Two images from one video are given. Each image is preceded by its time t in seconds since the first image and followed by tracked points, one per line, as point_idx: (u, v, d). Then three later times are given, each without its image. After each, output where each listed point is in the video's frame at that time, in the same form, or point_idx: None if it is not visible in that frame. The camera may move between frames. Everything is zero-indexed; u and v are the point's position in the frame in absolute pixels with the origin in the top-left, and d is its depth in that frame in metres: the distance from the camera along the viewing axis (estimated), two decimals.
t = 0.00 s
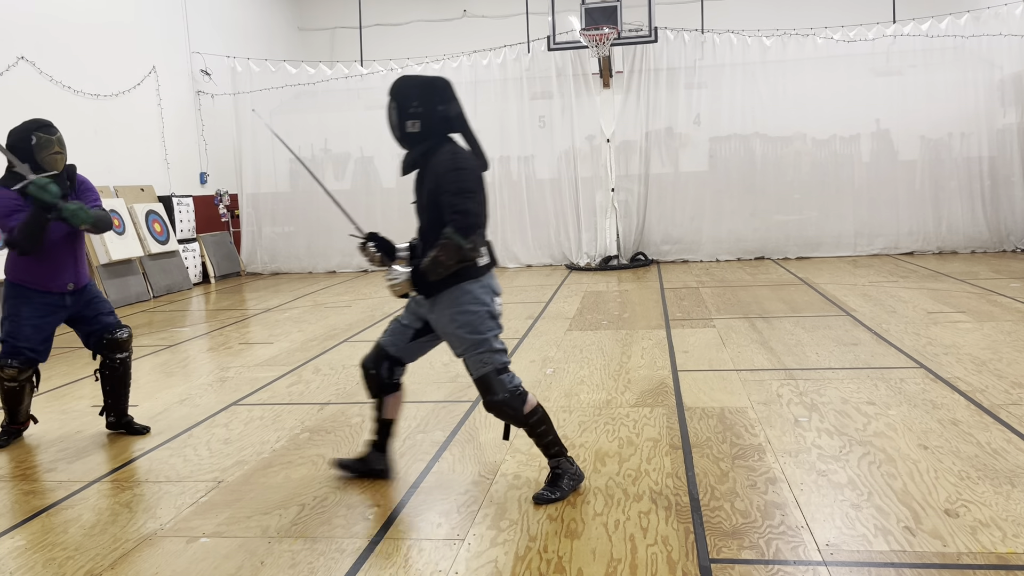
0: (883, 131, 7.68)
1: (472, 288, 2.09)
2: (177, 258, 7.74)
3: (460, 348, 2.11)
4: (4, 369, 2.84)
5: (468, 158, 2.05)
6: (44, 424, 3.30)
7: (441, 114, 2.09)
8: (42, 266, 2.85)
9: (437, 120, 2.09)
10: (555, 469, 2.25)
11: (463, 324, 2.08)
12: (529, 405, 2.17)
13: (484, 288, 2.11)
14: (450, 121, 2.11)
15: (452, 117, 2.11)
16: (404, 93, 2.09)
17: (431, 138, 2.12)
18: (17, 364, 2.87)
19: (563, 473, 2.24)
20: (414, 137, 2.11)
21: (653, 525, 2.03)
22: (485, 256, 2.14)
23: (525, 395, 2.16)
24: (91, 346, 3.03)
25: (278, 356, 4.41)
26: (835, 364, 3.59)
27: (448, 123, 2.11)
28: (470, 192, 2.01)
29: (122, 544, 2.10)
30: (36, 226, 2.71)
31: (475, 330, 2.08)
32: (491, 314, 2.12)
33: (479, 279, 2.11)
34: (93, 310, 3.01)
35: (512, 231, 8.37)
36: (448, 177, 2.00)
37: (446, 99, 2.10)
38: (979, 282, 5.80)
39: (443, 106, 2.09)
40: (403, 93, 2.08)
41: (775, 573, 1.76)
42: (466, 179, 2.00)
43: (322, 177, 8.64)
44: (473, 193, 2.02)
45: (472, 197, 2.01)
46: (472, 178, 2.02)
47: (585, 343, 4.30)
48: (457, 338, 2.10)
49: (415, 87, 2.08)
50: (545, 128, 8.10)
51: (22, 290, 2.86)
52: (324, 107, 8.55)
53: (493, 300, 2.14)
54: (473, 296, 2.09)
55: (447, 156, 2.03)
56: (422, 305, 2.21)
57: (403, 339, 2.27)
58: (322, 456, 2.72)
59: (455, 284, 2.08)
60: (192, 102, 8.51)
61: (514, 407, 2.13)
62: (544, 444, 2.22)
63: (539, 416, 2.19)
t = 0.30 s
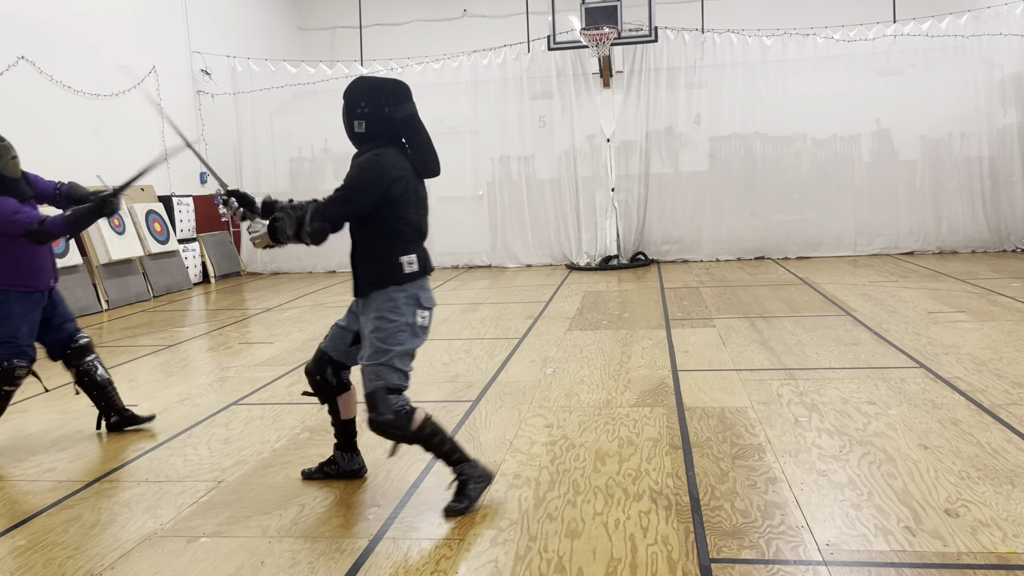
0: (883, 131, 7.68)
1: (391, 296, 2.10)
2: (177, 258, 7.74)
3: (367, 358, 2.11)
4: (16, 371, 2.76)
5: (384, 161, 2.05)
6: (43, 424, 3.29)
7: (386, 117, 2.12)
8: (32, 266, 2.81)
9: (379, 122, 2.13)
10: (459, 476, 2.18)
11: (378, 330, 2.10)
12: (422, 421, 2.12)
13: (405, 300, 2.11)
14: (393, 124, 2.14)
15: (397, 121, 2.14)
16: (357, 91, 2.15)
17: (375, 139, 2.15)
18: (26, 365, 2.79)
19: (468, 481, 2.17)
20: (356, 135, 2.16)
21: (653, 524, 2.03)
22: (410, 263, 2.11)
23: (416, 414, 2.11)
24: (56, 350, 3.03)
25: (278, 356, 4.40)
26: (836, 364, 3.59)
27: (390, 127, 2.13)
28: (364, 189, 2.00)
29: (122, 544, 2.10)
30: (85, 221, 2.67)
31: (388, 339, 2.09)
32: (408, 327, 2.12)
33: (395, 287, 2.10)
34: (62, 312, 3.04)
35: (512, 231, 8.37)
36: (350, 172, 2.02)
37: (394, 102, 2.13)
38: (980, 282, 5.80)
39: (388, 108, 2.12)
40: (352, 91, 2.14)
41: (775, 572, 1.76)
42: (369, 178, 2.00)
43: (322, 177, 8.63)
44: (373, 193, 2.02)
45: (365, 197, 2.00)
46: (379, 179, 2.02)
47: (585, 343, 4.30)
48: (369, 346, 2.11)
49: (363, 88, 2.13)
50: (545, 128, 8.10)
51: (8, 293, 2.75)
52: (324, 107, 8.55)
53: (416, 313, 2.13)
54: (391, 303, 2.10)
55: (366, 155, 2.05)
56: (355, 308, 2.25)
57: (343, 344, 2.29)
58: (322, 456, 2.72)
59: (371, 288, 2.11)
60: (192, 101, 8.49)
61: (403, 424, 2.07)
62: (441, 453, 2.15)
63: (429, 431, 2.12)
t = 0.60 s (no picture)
0: (883, 131, 7.68)
1: (353, 312, 2.04)
2: (178, 258, 7.74)
3: (346, 378, 2.08)
4: None
5: (350, 174, 1.98)
6: (43, 424, 3.30)
7: (347, 132, 2.05)
8: None
9: (340, 138, 2.05)
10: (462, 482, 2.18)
11: (345, 349, 2.05)
12: (416, 427, 2.11)
13: (369, 314, 2.06)
14: (354, 140, 2.06)
15: (358, 137, 2.07)
16: (316, 106, 2.07)
17: (336, 155, 2.08)
18: None
19: (468, 485, 2.17)
20: (316, 150, 2.08)
21: (653, 524, 2.03)
22: (372, 277, 2.06)
23: (412, 421, 2.11)
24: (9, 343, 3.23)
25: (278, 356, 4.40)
26: (836, 364, 3.59)
27: (352, 143, 2.06)
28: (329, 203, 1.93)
29: (123, 544, 2.10)
30: None
31: (358, 355, 2.05)
32: (376, 341, 2.08)
33: (361, 302, 2.05)
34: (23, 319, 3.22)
35: (512, 231, 8.37)
36: (315, 185, 1.95)
37: (356, 117, 2.06)
38: (980, 282, 5.80)
39: (349, 124, 2.05)
40: (312, 106, 2.06)
41: (775, 572, 1.76)
42: (335, 191, 1.94)
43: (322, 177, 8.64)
44: (341, 207, 1.95)
45: (333, 209, 1.94)
46: (345, 192, 1.96)
47: (584, 343, 4.31)
48: (341, 365, 2.07)
49: (324, 103, 2.06)
50: (545, 128, 8.11)
51: None
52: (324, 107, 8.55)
53: (380, 327, 2.09)
54: (353, 320, 2.04)
55: (328, 170, 1.98)
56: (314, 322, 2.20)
57: (298, 353, 2.23)
58: (322, 456, 2.72)
59: (333, 305, 2.05)
60: (192, 101, 8.51)
61: (400, 434, 2.07)
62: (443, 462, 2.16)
63: (429, 438, 2.13)
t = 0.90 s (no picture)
0: (883, 131, 7.68)
1: (272, 313, 2.07)
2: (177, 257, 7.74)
3: (269, 380, 2.10)
4: None
5: (241, 177, 1.99)
6: (44, 424, 3.30)
7: (239, 143, 2.07)
8: None
9: (233, 149, 2.07)
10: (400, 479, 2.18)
11: (267, 351, 2.08)
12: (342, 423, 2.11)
13: (288, 314, 2.08)
14: (248, 150, 2.08)
15: (252, 147, 2.08)
16: (210, 120, 2.10)
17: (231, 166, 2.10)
18: None
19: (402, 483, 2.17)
20: (213, 163, 2.10)
21: (653, 524, 2.03)
22: (282, 275, 2.07)
23: (334, 418, 2.11)
24: None
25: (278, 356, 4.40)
26: (835, 364, 3.59)
27: (246, 153, 2.08)
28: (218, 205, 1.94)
29: (123, 544, 2.10)
30: None
31: (280, 355, 2.07)
32: (299, 340, 2.10)
33: (276, 303, 2.07)
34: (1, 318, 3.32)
35: (512, 231, 8.37)
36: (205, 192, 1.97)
37: (248, 129, 2.08)
38: (980, 282, 5.80)
39: (242, 136, 2.07)
40: (207, 122, 2.09)
41: (775, 572, 1.76)
42: (224, 194, 1.95)
43: (322, 177, 8.63)
44: (230, 213, 1.96)
45: (221, 211, 1.95)
46: (235, 196, 1.96)
47: (584, 343, 4.31)
48: (265, 367, 2.09)
49: (218, 117, 2.08)
50: (546, 128, 8.10)
51: None
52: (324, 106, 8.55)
53: (302, 327, 2.11)
54: (272, 322, 2.07)
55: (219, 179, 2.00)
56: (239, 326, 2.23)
57: (219, 352, 2.28)
58: (322, 456, 2.72)
59: (248, 308, 2.08)
60: (192, 101, 8.50)
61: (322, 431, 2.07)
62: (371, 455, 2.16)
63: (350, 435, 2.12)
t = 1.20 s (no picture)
0: (883, 131, 7.68)
1: (235, 301, 2.14)
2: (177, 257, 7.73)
3: (237, 367, 2.15)
4: None
5: (168, 181, 2.07)
6: (44, 424, 3.29)
7: (168, 151, 2.14)
8: None
9: (163, 158, 2.15)
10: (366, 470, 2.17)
11: (235, 339, 2.13)
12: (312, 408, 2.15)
13: (253, 300, 2.15)
14: (179, 155, 2.15)
15: (181, 152, 2.16)
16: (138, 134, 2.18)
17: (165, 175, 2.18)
18: None
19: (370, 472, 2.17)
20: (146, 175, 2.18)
21: (653, 524, 2.03)
22: (237, 262, 2.15)
23: (303, 405, 2.13)
24: None
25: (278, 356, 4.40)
26: (836, 364, 3.59)
27: (176, 158, 2.15)
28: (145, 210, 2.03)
29: (123, 544, 2.10)
30: None
31: (248, 342, 2.13)
32: (268, 324, 2.17)
33: (237, 291, 2.14)
34: None
35: (513, 230, 8.36)
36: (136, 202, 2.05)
37: (175, 135, 2.15)
38: (980, 282, 5.80)
39: (170, 143, 2.14)
40: (131, 135, 2.16)
41: (776, 572, 1.76)
42: (152, 199, 2.03)
43: (322, 177, 8.63)
44: (161, 216, 2.05)
45: (150, 214, 2.03)
46: (166, 197, 2.05)
47: (584, 343, 4.30)
48: (233, 356, 2.15)
49: (140, 128, 2.16)
50: (546, 128, 8.10)
51: None
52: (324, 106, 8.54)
53: (268, 311, 2.18)
54: (237, 310, 2.14)
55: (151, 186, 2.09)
56: (205, 322, 2.30)
57: (193, 355, 2.34)
58: (322, 456, 2.71)
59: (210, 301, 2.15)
60: (192, 101, 8.50)
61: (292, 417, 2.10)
62: (341, 445, 2.16)
63: (323, 422, 2.14)
